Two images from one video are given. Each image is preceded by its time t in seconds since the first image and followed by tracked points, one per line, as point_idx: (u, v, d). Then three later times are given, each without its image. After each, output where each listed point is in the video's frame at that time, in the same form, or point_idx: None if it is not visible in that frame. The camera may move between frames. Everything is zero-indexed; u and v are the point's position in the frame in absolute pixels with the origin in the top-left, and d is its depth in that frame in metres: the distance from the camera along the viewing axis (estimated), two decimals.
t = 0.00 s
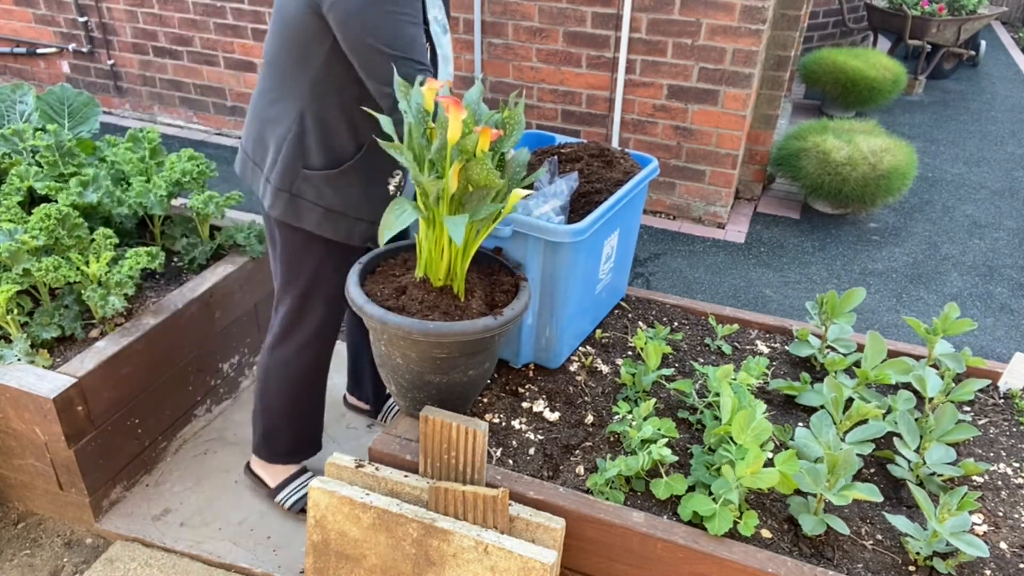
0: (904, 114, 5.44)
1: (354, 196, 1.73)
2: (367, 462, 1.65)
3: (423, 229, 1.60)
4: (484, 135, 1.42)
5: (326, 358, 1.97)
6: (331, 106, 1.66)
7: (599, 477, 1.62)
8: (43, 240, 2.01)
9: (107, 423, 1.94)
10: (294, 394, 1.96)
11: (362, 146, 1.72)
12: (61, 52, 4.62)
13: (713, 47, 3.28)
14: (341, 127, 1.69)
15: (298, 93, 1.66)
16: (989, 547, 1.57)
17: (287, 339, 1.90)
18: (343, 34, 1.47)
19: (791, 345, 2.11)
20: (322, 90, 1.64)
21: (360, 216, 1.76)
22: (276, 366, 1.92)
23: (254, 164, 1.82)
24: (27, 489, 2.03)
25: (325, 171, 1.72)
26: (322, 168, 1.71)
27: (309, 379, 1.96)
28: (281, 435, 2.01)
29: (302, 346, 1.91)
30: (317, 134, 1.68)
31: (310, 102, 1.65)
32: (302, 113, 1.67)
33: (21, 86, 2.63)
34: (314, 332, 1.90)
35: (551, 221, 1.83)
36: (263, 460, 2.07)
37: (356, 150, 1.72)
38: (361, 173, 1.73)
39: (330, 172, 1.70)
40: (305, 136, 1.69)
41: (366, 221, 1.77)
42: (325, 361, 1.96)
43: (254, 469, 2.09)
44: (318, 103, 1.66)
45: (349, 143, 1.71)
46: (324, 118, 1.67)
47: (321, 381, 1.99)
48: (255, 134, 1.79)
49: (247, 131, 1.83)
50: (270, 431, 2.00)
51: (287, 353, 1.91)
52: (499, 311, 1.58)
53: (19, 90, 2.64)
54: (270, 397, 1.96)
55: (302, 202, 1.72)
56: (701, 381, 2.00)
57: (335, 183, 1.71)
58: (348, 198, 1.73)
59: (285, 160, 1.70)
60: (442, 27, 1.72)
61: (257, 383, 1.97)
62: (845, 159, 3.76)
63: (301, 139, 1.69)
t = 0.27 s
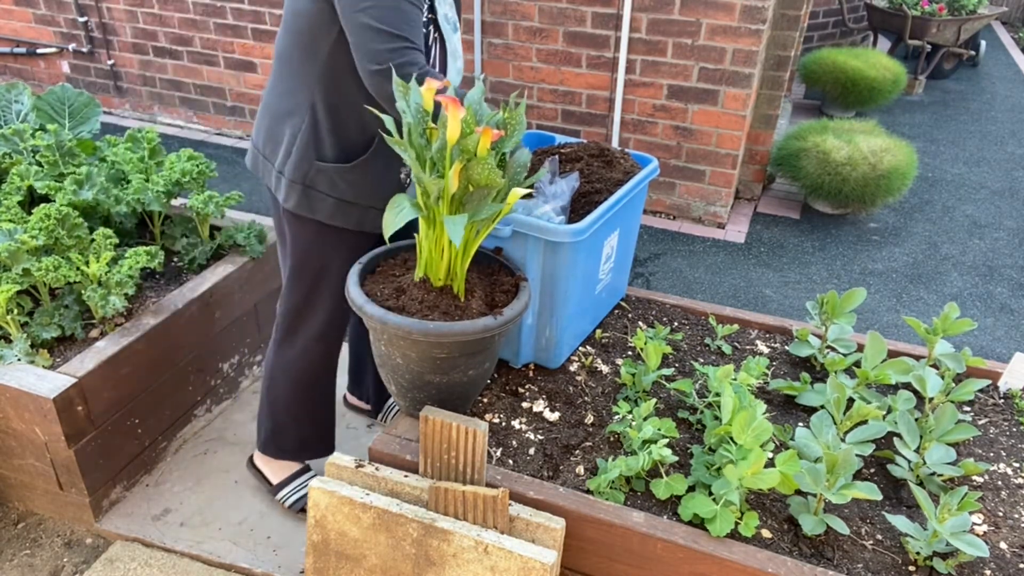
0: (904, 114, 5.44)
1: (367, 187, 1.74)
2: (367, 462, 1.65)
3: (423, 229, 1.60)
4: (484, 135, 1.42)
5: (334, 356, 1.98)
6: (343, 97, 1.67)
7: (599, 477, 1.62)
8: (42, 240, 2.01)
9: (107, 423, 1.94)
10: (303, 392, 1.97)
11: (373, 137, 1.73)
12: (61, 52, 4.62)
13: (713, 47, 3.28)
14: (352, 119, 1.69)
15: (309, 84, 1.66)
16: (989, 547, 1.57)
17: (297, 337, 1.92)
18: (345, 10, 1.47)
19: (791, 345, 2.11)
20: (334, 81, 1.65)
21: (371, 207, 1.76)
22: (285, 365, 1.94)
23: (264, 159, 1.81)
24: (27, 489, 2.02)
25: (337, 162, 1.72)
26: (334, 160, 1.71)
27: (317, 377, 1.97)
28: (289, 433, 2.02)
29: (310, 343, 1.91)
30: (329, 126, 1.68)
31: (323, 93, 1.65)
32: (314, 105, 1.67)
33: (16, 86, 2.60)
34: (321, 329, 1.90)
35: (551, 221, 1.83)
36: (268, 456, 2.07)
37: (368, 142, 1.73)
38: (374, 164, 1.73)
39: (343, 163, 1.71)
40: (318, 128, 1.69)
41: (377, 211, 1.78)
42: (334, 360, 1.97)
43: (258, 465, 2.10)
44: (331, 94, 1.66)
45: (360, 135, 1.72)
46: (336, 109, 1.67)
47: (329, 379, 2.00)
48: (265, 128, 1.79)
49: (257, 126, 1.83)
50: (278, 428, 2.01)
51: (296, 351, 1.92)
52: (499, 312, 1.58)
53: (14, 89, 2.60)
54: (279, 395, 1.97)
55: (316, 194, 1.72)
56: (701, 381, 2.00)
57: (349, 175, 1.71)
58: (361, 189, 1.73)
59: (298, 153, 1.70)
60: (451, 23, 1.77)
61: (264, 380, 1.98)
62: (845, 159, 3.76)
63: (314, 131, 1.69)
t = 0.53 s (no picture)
0: (904, 114, 5.44)
1: (373, 189, 1.74)
2: (367, 462, 1.65)
3: (423, 229, 1.60)
4: (484, 135, 1.41)
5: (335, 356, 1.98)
6: (352, 100, 1.67)
7: (599, 477, 1.61)
8: (42, 240, 2.01)
9: (107, 423, 1.94)
10: (303, 393, 1.97)
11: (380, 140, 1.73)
12: (61, 52, 4.62)
13: (714, 47, 3.28)
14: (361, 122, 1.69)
15: (319, 85, 1.65)
16: (989, 547, 1.57)
17: (298, 338, 1.92)
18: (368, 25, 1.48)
19: (791, 345, 2.11)
20: (345, 84, 1.65)
21: (376, 208, 1.77)
22: (285, 365, 1.94)
23: (269, 159, 1.80)
24: (27, 489, 2.02)
25: (345, 165, 1.72)
26: (342, 162, 1.71)
27: (318, 377, 1.97)
28: (290, 432, 2.02)
29: (312, 343, 1.91)
30: (338, 128, 1.68)
31: (332, 96, 1.65)
32: (323, 106, 1.66)
33: (20, 86, 2.61)
34: (324, 329, 1.90)
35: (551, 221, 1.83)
36: (270, 455, 2.08)
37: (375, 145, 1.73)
38: (381, 167, 1.73)
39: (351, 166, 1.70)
40: (326, 130, 1.69)
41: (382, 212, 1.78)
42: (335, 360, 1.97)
43: (259, 463, 2.11)
44: (340, 97, 1.66)
45: (368, 138, 1.72)
46: (344, 111, 1.67)
47: (330, 380, 2.00)
48: (271, 128, 1.78)
49: (262, 126, 1.82)
50: (278, 427, 2.01)
51: (297, 352, 1.92)
52: (499, 311, 1.58)
53: (16, 89, 2.61)
54: (280, 395, 1.97)
55: (322, 196, 1.71)
56: (702, 381, 2.00)
57: (356, 178, 1.71)
58: (367, 191, 1.73)
59: (305, 154, 1.69)
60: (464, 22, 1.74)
61: (266, 379, 1.98)
62: (845, 159, 3.76)
63: (322, 133, 1.68)
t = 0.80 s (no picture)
0: (904, 114, 5.44)
1: (377, 189, 1.74)
2: (367, 462, 1.65)
3: (424, 229, 1.60)
4: (486, 135, 1.41)
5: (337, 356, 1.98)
6: (357, 100, 1.67)
7: (599, 477, 1.61)
8: (42, 240, 2.01)
9: (107, 423, 1.94)
10: (305, 393, 1.97)
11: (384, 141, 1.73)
12: (61, 52, 4.62)
13: (714, 47, 3.28)
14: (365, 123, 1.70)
15: (323, 86, 1.66)
16: (989, 547, 1.57)
17: (300, 338, 1.92)
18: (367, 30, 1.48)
19: (791, 345, 2.11)
20: (350, 85, 1.65)
21: (379, 208, 1.77)
22: (287, 365, 1.94)
23: (273, 158, 1.79)
24: (27, 489, 2.02)
25: (349, 165, 1.72)
26: (346, 162, 1.71)
27: (319, 377, 1.97)
28: (291, 432, 2.02)
29: (314, 343, 1.91)
30: (342, 128, 1.68)
31: (337, 96, 1.65)
32: (328, 107, 1.67)
33: (21, 86, 2.61)
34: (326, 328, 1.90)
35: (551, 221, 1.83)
36: (271, 454, 2.08)
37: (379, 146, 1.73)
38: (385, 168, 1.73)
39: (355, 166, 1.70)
40: (331, 130, 1.69)
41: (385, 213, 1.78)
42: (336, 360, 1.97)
43: (260, 461, 2.11)
44: (345, 97, 1.66)
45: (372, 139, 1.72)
46: (349, 112, 1.67)
47: (332, 380, 2.00)
48: (275, 128, 1.77)
49: (265, 126, 1.82)
50: (280, 427, 2.01)
51: (299, 352, 1.92)
52: (499, 312, 1.58)
53: (16, 90, 2.62)
54: (281, 395, 1.97)
55: (327, 196, 1.71)
56: (702, 381, 2.00)
57: (360, 178, 1.71)
58: (371, 191, 1.73)
59: (310, 153, 1.69)
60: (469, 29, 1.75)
61: (268, 379, 1.98)
62: (845, 159, 3.76)
63: (327, 132, 1.68)
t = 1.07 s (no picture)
0: (904, 114, 5.44)
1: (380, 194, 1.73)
2: (367, 462, 1.65)
3: (424, 229, 1.60)
4: (487, 135, 1.41)
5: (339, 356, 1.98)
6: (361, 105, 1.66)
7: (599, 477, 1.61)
8: (42, 240, 2.01)
9: (107, 423, 1.94)
10: (306, 393, 1.97)
11: (389, 147, 1.72)
12: (61, 52, 4.62)
13: (714, 47, 3.28)
14: (370, 128, 1.69)
15: (328, 90, 1.66)
16: (989, 546, 1.57)
17: (301, 338, 1.92)
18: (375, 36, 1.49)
19: (791, 345, 2.11)
20: (353, 90, 1.64)
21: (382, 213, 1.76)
22: (288, 365, 1.94)
23: (276, 160, 1.79)
24: (27, 489, 2.02)
25: (353, 170, 1.72)
26: (350, 166, 1.71)
27: (321, 377, 1.97)
28: (292, 432, 2.03)
29: (316, 343, 1.91)
30: (347, 133, 1.68)
31: (341, 100, 1.65)
32: (333, 111, 1.67)
33: (19, 86, 2.61)
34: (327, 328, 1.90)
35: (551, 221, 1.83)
36: (273, 454, 2.08)
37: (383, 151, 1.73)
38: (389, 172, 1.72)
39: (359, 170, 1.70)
40: (336, 134, 1.68)
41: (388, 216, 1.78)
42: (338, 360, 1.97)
43: (262, 460, 2.12)
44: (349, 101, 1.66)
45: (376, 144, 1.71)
46: (354, 117, 1.67)
47: (333, 380, 2.00)
48: (279, 129, 1.77)
49: (270, 127, 1.82)
50: (281, 427, 2.02)
51: (300, 352, 1.92)
52: (499, 311, 1.58)
53: (16, 89, 2.61)
54: (282, 395, 1.97)
55: (330, 199, 1.71)
56: (702, 381, 2.00)
57: (363, 183, 1.70)
58: (374, 196, 1.73)
59: (314, 157, 1.69)
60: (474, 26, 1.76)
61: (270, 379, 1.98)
62: (845, 159, 3.75)
63: (332, 136, 1.68)
